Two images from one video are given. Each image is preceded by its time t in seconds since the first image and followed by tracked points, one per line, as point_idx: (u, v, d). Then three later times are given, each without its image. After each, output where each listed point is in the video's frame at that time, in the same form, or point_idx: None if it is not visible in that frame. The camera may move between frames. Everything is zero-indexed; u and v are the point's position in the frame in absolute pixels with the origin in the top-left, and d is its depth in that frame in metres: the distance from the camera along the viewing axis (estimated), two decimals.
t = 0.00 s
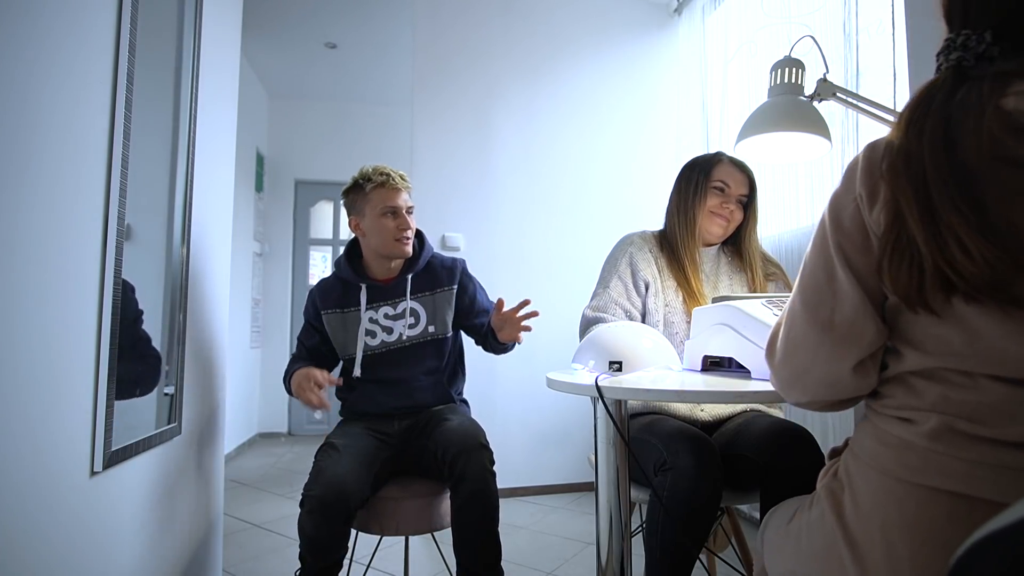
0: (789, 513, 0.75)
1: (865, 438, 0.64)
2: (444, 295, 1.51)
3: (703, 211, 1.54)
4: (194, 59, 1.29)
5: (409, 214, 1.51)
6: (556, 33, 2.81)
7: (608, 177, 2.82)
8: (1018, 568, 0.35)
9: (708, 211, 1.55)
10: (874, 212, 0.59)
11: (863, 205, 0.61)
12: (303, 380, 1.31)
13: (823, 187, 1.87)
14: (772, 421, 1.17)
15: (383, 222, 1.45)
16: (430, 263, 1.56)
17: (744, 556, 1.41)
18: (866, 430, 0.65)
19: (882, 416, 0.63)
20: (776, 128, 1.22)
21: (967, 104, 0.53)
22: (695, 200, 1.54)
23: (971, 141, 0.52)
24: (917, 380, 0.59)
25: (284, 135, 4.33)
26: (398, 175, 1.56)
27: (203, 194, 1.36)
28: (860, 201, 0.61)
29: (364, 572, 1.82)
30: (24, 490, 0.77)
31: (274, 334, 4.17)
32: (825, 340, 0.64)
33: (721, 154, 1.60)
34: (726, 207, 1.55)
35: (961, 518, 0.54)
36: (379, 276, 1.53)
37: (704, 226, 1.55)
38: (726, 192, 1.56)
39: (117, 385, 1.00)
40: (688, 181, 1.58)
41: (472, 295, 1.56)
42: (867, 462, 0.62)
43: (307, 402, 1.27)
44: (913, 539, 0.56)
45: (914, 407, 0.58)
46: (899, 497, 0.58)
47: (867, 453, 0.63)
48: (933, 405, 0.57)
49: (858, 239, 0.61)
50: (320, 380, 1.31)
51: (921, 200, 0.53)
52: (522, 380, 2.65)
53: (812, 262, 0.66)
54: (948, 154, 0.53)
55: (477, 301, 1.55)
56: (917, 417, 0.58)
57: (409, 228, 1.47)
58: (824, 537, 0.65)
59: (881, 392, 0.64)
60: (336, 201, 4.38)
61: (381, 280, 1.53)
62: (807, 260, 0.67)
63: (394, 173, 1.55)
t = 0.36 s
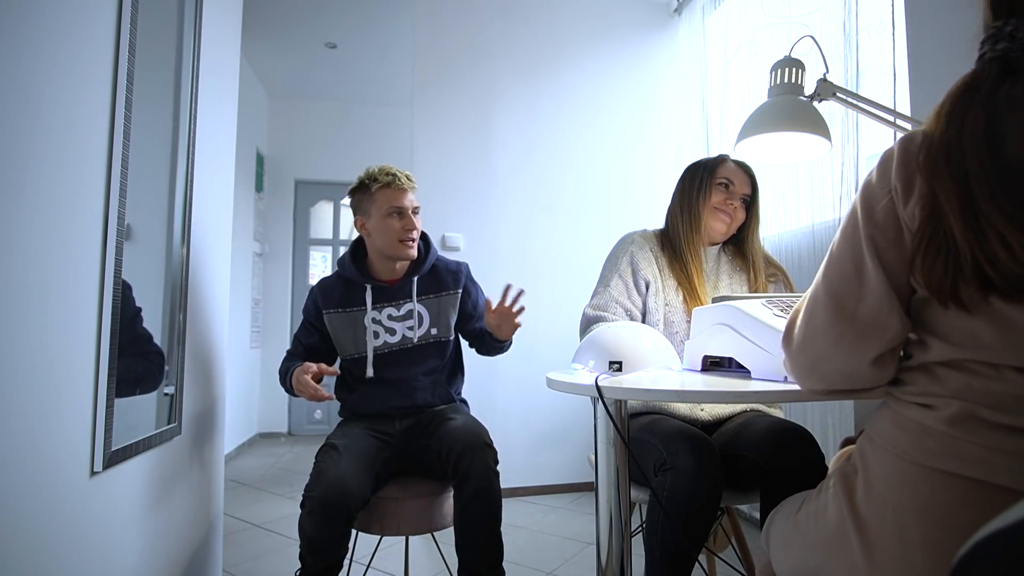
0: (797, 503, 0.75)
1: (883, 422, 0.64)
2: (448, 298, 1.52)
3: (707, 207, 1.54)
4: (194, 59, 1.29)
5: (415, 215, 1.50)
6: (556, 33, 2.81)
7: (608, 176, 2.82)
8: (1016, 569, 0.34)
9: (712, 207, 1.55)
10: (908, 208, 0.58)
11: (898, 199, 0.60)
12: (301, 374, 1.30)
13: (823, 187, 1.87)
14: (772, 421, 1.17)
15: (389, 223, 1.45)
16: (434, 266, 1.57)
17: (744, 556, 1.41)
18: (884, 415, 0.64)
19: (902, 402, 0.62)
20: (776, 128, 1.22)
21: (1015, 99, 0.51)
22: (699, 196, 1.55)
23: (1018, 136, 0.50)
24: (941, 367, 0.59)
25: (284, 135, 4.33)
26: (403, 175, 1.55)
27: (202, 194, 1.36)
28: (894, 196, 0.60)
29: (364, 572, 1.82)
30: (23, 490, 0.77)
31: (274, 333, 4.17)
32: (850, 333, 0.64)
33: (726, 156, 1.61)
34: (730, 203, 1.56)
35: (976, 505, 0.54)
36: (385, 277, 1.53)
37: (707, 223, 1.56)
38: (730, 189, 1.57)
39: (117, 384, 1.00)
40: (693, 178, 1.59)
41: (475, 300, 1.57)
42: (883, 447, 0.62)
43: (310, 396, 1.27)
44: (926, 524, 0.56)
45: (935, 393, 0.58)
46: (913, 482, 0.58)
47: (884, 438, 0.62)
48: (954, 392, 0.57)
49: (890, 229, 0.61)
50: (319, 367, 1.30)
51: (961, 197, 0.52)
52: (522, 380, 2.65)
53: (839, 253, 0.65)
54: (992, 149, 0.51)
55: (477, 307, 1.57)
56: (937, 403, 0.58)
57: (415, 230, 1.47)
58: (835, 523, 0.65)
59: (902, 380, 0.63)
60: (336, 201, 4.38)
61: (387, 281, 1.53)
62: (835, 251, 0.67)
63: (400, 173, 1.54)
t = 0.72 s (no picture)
0: (799, 501, 0.76)
1: (896, 418, 0.63)
2: (451, 300, 1.52)
3: (710, 206, 1.55)
4: (194, 59, 1.29)
5: (408, 213, 1.48)
6: (555, 32, 2.81)
7: (607, 176, 2.82)
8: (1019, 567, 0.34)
9: (715, 206, 1.55)
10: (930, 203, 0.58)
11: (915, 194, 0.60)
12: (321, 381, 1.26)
13: (823, 187, 1.86)
14: (772, 421, 1.17)
15: (379, 222, 1.46)
16: (439, 269, 1.56)
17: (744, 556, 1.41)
18: (895, 411, 0.64)
19: (914, 398, 0.61)
20: (776, 128, 1.22)
21: None
22: (702, 194, 1.56)
23: None
24: (957, 364, 0.58)
25: (285, 135, 4.33)
26: (397, 172, 1.52)
27: (202, 194, 1.36)
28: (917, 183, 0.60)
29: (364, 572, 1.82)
30: (23, 489, 0.77)
31: (274, 333, 4.17)
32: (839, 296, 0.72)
33: (729, 158, 1.62)
34: (733, 202, 1.56)
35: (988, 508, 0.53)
36: (389, 277, 1.53)
37: (709, 222, 1.56)
38: (733, 188, 1.57)
39: (117, 384, 1.00)
40: (696, 179, 1.60)
41: (477, 304, 1.57)
42: (895, 446, 0.61)
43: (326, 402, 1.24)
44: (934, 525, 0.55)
45: (953, 393, 0.57)
46: (924, 482, 0.57)
47: (896, 437, 0.61)
48: (974, 393, 0.55)
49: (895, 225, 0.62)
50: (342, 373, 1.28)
51: (994, 216, 0.52)
52: (522, 380, 2.66)
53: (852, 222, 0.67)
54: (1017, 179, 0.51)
55: (479, 310, 1.57)
56: (954, 403, 0.57)
57: (404, 228, 1.46)
58: (840, 520, 0.65)
59: (918, 375, 0.62)
60: (336, 201, 4.38)
61: (391, 281, 1.53)
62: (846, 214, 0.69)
63: (392, 170, 1.52)
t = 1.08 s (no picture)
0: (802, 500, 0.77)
1: (900, 422, 0.62)
2: (453, 300, 1.51)
3: (711, 206, 1.55)
4: (194, 59, 1.28)
5: (412, 210, 1.48)
6: (555, 32, 2.81)
7: (607, 176, 2.82)
8: None
9: (716, 206, 1.56)
10: (941, 199, 0.58)
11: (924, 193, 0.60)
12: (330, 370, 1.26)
13: (823, 187, 1.87)
14: (772, 421, 1.17)
15: (383, 218, 1.47)
16: (442, 269, 1.56)
17: (745, 556, 1.41)
18: (899, 416, 0.63)
19: (918, 402, 0.61)
20: (776, 128, 1.22)
21: None
22: (702, 194, 1.56)
23: None
24: (965, 368, 0.57)
25: (285, 135, 4.33)
26: (402, 170, 1.52)
27: (203, 193, 1.36)
28: (930, 179, 0.59)
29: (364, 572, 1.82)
30: (23, 489, 0.77)
31: (274, 333, 4.17)
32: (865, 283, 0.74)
33: (729, 158, 1.62)
34: (734, 201, 1.56)
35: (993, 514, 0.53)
36: (393, 274, 1.53)
37: (711, 222, 1.56)
38: (734, 187, 1.58)
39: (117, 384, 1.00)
40: (697, 180, 1.60)
41: (478, 306, 1.56)
42: (899, 452, 0.61)
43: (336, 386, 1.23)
44: (940, 531, 0.56)
45: (959, 398, 0.57)
46: (930, 489, 0.57)
47: (900, 442, 0.61)
48: (982, 399, 0.55)
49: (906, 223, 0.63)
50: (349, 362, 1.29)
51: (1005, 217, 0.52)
52: (521, 379, 2.66)
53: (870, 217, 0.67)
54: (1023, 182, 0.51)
55: (479, 313, 1.56)
56: (961, 409, 0.56)
57: (406, 225, 1.46)
58: (842, 524, 0.65)
59: (922, 379, 0.62)
60: (336, 201, 4.38)
61: (395, 279, 1.53)
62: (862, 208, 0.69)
63: (396, 168, 1.52)
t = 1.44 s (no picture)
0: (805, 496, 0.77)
1: (902, 419, 0.62)
2: (457, 302, 1.52)
3: (711, 206, 1.55)
4: (194, 58, 1.28)
5: (422, 212, 1.47)
6: (555, 33, 2.81)
7: (607, 176, 2.82)
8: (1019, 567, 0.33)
9: (715, 206, 1.56)
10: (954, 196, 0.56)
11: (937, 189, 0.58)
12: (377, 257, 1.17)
13: (823, 187, 1.87)
14: (772, 421, 1.17)
15: (393, 219, 1.46)
16: (449, 271, 1.57)
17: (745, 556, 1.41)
18: (901, 413, 0.63)
19: (922, 400, 0.60)
20: (776, 128, 1.22)
21: None
22: (701, 194, 1.57)
23: None
24: (970, 367, 0.56)
25: (285, 135, 4.33)
26: (412, 170, 1.50)
27: (202, 193, 1.36)
28: (940, 175, 0.58)
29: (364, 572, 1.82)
30: (22, 490, 0.77)
31: (274, 333, 4.17)
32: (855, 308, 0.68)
33: (728, 158, 1.62)
34: (733, 201, 1.56)
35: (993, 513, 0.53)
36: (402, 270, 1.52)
37: (711, 222, 1.56)
38: (733, 187, 1.58)
39: (117, 385, 1.00)
40: (696, 181, 1.60)
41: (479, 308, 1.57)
42: (901, 449, 0.61)
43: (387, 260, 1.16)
44: (940, 528, 0.56)
45: (963, 396, 0.56)
46: (931, 487, 0.57)
47: (903, 438, 0.61)
48: (985, 398, 0.54)
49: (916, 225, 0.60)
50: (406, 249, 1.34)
51: None
52: (522, 379, 2.66)
53: (869, 236, 0.64)
54: None
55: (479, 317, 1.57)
56: (964, 408, 0.55)
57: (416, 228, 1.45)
58: (841, 520, 0.65)
59: (926, 377, 0.61)
60: (336, 201, 4.38)
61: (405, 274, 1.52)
62: (854, 227, 0.66)
63: (408, 168, 1.49)
